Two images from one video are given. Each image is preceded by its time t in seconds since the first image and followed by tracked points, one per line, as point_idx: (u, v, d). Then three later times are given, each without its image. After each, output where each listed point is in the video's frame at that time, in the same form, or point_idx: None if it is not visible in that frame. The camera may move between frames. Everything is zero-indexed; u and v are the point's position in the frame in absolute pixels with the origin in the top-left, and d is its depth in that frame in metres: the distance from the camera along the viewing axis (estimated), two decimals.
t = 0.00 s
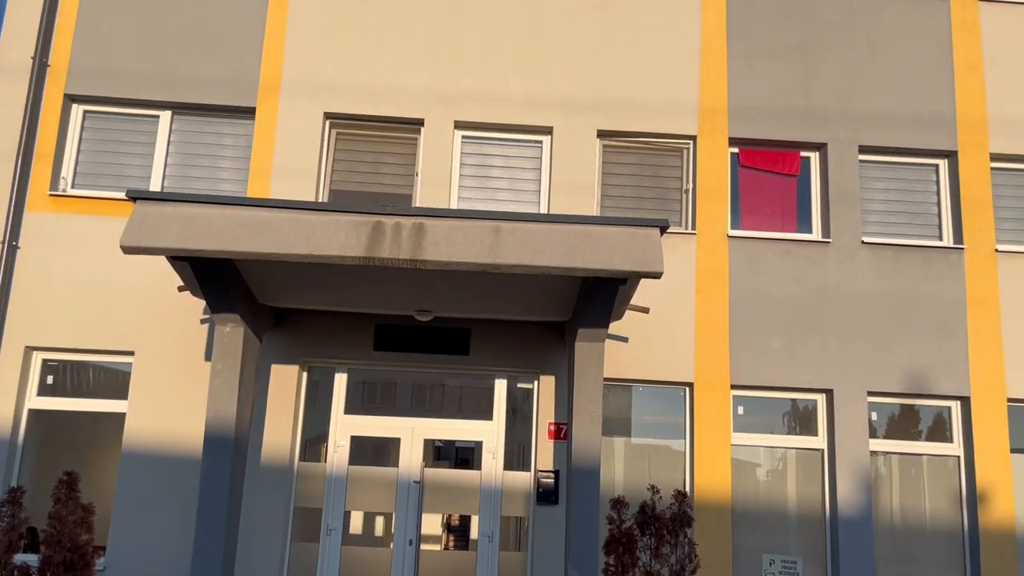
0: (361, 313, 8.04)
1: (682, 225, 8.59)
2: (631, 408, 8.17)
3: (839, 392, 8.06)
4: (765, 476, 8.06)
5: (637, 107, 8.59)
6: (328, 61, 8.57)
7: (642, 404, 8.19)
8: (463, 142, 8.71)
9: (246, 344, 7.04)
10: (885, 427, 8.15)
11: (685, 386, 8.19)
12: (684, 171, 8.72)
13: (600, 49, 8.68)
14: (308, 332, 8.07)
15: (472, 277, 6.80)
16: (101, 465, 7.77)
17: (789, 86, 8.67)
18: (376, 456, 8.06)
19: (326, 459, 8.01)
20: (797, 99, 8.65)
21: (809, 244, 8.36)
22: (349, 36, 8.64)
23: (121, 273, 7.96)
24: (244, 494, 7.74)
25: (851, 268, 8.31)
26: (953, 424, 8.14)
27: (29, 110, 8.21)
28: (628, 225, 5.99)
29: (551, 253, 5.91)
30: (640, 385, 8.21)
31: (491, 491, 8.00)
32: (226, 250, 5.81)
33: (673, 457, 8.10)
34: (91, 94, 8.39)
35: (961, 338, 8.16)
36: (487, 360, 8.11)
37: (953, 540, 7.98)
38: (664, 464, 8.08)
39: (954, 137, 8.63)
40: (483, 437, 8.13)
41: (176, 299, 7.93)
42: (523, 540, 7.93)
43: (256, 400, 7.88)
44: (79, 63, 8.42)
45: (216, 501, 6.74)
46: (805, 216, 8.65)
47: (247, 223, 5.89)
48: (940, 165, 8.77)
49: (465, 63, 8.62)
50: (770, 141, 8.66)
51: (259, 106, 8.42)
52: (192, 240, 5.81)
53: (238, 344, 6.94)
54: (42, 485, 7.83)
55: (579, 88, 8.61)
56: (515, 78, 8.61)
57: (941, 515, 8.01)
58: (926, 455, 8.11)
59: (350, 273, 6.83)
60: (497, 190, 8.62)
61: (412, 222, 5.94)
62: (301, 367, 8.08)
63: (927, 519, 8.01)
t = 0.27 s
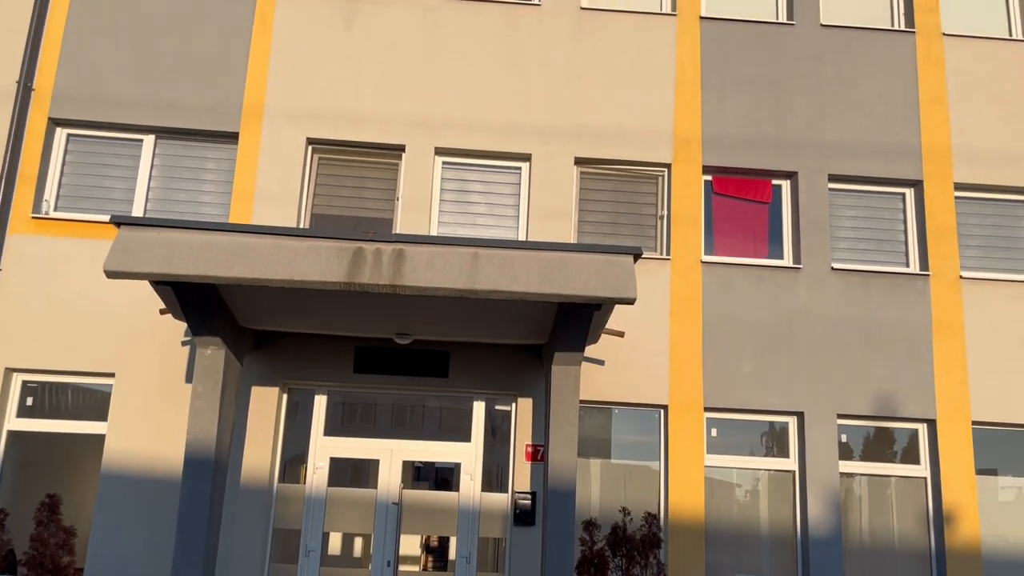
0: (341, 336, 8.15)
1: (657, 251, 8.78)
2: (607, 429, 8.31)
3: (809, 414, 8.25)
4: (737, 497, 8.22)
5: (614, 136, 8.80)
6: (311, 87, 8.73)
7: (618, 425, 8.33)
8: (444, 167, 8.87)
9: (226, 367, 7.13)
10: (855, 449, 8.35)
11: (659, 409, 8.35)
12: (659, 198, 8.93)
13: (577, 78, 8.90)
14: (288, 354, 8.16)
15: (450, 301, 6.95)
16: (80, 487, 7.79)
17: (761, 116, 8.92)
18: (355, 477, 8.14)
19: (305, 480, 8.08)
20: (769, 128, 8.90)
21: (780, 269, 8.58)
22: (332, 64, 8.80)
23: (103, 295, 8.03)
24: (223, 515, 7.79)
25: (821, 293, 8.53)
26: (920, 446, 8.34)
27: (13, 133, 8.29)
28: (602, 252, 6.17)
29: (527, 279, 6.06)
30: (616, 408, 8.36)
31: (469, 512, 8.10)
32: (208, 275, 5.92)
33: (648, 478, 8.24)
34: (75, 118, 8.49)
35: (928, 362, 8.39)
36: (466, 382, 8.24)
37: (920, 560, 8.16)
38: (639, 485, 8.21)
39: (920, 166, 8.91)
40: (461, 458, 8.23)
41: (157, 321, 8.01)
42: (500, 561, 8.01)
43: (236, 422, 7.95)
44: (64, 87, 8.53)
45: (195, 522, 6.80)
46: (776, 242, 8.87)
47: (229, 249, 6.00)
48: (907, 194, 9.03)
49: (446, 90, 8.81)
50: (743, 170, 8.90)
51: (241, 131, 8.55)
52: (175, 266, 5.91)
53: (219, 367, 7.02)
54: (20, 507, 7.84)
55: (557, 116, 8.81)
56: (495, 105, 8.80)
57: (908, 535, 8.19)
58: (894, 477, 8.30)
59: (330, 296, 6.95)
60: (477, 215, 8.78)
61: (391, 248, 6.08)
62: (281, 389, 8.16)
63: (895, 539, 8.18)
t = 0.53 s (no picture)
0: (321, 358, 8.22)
1: (633, 276, 8.94)
2: (585, 451, 8.42)
3: (782, 437, 8.41)
4: (712, 518, 8.34)
5: (591, 162, 8.99)
6: (293, 113, 8.85)
7: (595, 447, 8.44)
8: (424, 192, 9.00)
9: (207, 389, 7.18)
10: (826, 471, 8.51)
11: (636, 431, 8.47)
12: (636, 224, 9.10)
13: (556, 106, 9.09)
14: (268, 377, 8.22)
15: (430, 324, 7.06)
16: (57, 508, 7.78)
17: (735, 145, 9.15)
18: (334, 499, 8.18)
19: (283, 502, 8.11)
20: (742, 157, 9.13)
21: (754, 295, 8.77)
22: (314, 90, 8.93)
23: (83, 316, 8.06)
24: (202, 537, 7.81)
25: (793, 318, 8.72)
26: (890, 467, 8.52)
27: None
28: (579, 278, 6.31)
29: (506, 304, 6.19)
30: (592, 430, 8.47)
31: (448, 534, 8.15)
32: (191, 299, 5.99)
33: (624, 500, 8.34)
34: (58, 140, 8.54)
35: (897, 385, 8.59)
36: (445, 405, 8.33)
37: None
38: (616, 506, 8.31)
39: (888, 195, 9.16)
40: (439, 480, 8.30)
41: (138, 343, 8.05)
42: None
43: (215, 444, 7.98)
44: (47, 111, 8.59)
45: (173, 545, 6.82)
46: (750, 268, 9.07)
47: (212, 273, 6.08)
48: (876, 221, 9.28)
49: (426, 117, 8.96)
50: (717, 197, 9.10)
51: (224, 156, 8.64)
52: (157, 289, 5.98)
53: (199, 390, 7.07)
54: None
55: (536, 143, 8.99)
56: (476, 132, 8.97)
57: (879, 556, 8.35)
58: (865, 498, 8.47)
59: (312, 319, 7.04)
60: (457, 239, 8.90)
61: (372, 273, 6.19)
62: (260, 411, 8.21)
63: (866, 560, 8.34)
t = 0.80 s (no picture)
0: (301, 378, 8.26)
1: (610, 297, 9.08)
2: (562, 471, 8.50)
3: (756, 457, 8.55)
4: (687, 538, 8.45)
5: (569, 186, 9.14)
6: (275, 134, 8.93)
7: (572, 467, 8.53)
8: (404, 214, 9.10)
9: (187, 410, 7.20)
10: (798, 491, 8.66)
11: (612, 451, 8.58)
12: (613, 246, 9.26)
13: (535, 131, 9.25)
14: (247, 396, 8.25)
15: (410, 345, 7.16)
16: (32, 528, 7.74)
17: (709, 170, 9.35)
18: (311, 519, 8.20)
19: (261, 522, 8.12)
20: (717, 182, 9.33)
21: (728, 317, 8.94)
22: (296, 112, 9.03)
23: (62, 335, 8.06)
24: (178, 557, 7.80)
25: (766, 340, 8.90)
26: (860, 487, 8.69)
27: None
28: (557, 301, 6.44)
29: (486, 326, 6.30)
30: (569, 450, 8.56)
31: (426, 554, 8.20)
32: (173, 319, 6.04)
33: (601, 519, 8.43)
34: (38, 159, 8.56)
35: (867, 407, 8.77)
36: (424, 424, 8.39)
37: None
38: (592, 525, 8.40)
39: (858, 220, 9.40)
40: (418, 500, 8.35)
41: (116, 362, 8.05)
42: None
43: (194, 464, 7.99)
44: (27, 130, 8.61)
45: (150, 566, 6.81)
46: (724, 290, 9.24)
47: (194, 294, 6.14)
48: (847, 246, 9.51)
49: (407, 140, 9.07)
50: (692, 220, 9.29)
51: (205, 176, 8.70)
52: (139, 310, 6.02)
53: (178, 410, 7.09)
54: None
55: (515, 166, 9.13)
56: (456, 155, 9.10)
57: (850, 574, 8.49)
58: (836, 517, 8.62)
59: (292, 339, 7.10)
60: (436, 260, 9.00)
61: (354, 295, 6.28)
62: (239, 432, 8.23)
63: None
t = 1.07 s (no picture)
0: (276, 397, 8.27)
1: (585, 317, 9.19)
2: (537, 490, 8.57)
3: (727, 476, 8.67)
4: (660, 556, 8.54)
5: (545, 208, 9.26)
6: (254, 153, 8.98)
7: (546, 486, 8.60)
8: (382, 233, 9.16)
9: (161, 429, 7.19)
10: (769, 509, 8.78)
11: (586, 470, 8.66)
12: (588, 267, 9.38)
13: (511, 153, 9.37)
14: (222, 415, 8.24)
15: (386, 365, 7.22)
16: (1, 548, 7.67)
17: (683, 193, 9.52)
18: (285, 538, 8.18)
19: (234, 542, 8.10)
20: (690, 204, 9.49)
21: (701, 338, 9.08)
22: (275, 131, 9.08)
23: (35, 353, 8.02)
24: None
25: (738, 361, 9.05)
26: (829, 506, 8.84)
27: None
28: (533, 322, 6.53)
29: (462, 347, 6.37)
30: (544, 469, 8.63)
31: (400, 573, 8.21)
32: (150, 339, 6.05)
33: (575, 538, 8.49)
34: (14, 176, 8.55)
35: (836, 427, 8.94)
36: (399, 443, 8.43)
37: None
38: (566, 544, 8.46)
39: (827, 243, 9.61)
40: (392, 519, 8.36)
41: (90, 380, 8.02)
42: None
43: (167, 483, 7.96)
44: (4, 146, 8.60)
45: None
46: (697, 311, 9.39)
47: (171, 314, 6.16)
48: (816, 268, 9.71)
49: (385, 160, 9.16)
50: (666, 243, 9.44)
51: (183, 194, 8.71)
52: (116, 330, 6.04)
53: (153, 429, 7.08)
54: None
55: (492, 187, 9.24)
56: (433, 176, 9.19)
57: None
58: (806, 536, 8.75)
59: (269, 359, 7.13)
60: (413, 279, 9.07)
61: (331, 315, 6.33)
62: (213, 451, 8.21)
63: None
